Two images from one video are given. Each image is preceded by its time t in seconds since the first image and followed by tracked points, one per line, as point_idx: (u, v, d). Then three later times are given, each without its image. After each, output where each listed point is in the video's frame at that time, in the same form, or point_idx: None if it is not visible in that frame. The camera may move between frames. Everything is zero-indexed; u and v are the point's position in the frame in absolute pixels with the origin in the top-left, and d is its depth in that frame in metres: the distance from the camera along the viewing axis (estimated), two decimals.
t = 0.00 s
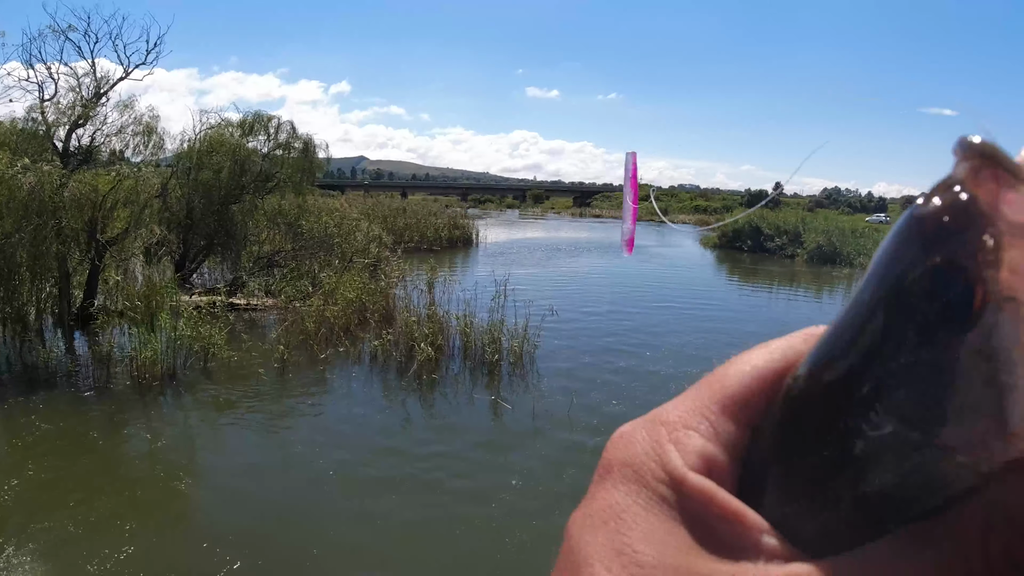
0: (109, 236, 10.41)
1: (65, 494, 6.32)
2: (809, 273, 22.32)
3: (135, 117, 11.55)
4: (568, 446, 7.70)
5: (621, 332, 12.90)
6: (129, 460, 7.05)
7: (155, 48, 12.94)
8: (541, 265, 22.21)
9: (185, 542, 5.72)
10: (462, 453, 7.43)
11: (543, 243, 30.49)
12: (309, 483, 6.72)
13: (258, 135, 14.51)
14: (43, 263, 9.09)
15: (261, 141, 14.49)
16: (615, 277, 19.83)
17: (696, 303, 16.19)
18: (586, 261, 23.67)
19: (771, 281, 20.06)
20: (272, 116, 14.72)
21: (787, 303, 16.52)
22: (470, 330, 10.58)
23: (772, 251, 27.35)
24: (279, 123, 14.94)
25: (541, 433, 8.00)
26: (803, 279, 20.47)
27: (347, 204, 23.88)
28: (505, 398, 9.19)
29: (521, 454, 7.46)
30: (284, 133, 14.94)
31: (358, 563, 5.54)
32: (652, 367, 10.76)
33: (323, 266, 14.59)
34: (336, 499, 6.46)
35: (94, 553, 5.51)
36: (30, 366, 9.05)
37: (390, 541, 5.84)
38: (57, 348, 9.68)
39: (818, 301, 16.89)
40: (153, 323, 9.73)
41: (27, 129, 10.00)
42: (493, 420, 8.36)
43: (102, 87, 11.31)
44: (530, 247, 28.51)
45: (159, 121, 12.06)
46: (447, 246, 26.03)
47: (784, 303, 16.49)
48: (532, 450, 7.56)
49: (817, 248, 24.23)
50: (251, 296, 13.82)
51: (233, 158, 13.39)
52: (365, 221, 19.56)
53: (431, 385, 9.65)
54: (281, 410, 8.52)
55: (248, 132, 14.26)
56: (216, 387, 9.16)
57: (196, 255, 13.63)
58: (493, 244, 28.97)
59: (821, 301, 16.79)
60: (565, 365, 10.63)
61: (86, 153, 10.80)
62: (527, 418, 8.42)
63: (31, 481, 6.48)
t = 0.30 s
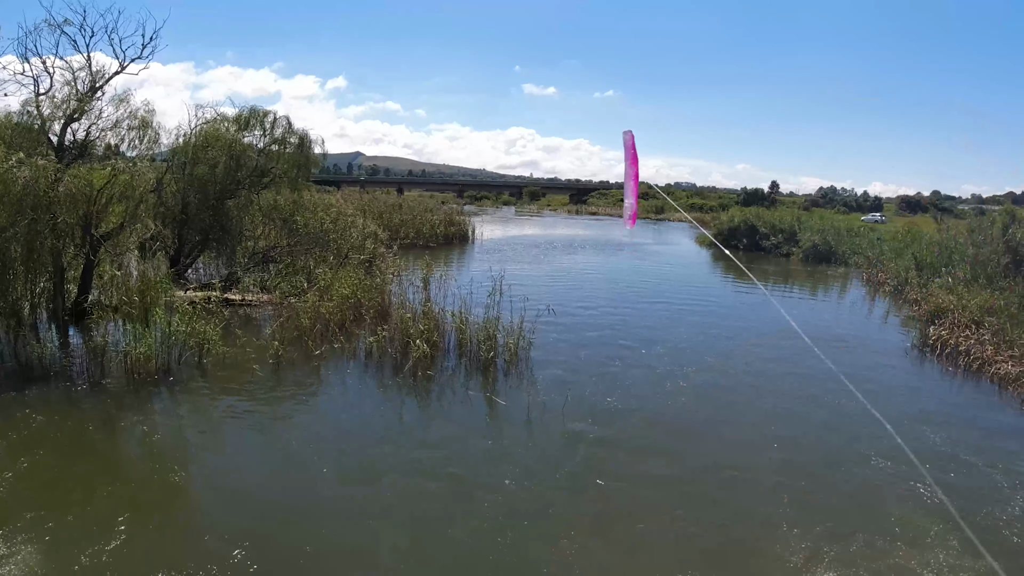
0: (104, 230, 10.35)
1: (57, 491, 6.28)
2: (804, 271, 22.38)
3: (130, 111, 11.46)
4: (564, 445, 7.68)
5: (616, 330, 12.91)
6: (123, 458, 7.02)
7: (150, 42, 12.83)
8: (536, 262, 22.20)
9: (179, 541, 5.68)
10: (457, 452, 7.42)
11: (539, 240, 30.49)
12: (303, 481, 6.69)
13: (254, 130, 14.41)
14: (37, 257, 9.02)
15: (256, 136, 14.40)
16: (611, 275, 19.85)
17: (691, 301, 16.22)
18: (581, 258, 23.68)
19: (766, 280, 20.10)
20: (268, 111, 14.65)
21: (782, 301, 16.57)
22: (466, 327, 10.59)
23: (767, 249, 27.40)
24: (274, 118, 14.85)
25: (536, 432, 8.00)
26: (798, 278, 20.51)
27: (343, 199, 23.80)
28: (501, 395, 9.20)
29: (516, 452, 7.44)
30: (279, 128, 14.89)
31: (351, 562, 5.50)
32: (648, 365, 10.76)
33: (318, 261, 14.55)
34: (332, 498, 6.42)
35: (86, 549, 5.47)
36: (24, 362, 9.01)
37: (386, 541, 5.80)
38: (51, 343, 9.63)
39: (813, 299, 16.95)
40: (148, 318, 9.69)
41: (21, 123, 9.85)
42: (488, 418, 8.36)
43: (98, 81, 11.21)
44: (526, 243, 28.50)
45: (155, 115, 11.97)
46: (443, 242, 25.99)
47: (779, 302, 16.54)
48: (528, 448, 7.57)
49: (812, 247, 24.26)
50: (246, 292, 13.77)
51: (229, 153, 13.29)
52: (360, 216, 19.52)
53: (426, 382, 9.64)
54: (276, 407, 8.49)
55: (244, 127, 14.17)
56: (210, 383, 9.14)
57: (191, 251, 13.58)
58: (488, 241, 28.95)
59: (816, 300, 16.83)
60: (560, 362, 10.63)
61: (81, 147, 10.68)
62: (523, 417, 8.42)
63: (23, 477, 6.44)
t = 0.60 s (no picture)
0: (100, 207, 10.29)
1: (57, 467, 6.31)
2: (801, 249, 22.40)
3: (125, 86, 11.30)
4: (562, 420, 7.75)
5: (613, 306, 12.97)
6: (122, 434, 7.05)
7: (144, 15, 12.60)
8: (534, 239, 22.17)
9: (178, 517, 5.71)
10: (456, 429, 7.46)
11: (536, 216, 30.41)
12: (303, 458, 6.72)
13: (249, 105, 14.25)
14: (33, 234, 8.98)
15: (252, 111, 14.26)
16: (609, 252, 19.84)
17: (688, 277, 16.26)
18: (579, 234, 23.67)
19: (764, 257, 20.12)
20: (263, 86, 14.48)
21: (779, 279, 16.62)
22: (463, 303, 10.66)
23: (765, 227, 27.39)
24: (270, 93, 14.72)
25: (533, 407, 8.09)
26: (795, 256, 20.54)
27: (340, 175, 23.69)
28: (498, 370, 9.29)
29: (513, 428, 7.53)
30: (275, 103, 14.73)
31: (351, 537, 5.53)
32: (645, 341, 10.85)
33: (316, 237, 14.52)
34: (333, 480, 6.36)
35: (84, 524, 5.51)
36: (23, 340, 9.04)
37: (388, 519, 5.78)
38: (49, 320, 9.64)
39: (809, 277, 17.00)
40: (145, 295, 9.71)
41: (15, 100, 9.71)
42: (486, 394, 8.42)
43: (92, 56, 11.02)
44: (523, 219, 28.44)
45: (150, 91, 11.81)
46: (441, 218, 25.89)
47: (776, 279, 16.59)
48: (526, 424, 7.64)
49: (810, 225, 24.23)
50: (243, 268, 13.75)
51: (225, 128, 13.14)
52: (357, 192, 19.44)
53: (424, 357, 9.70)
54: (275, 383, 8.53)
55: (240, 102, 13.99)
56: (209, 359, 9.17)
57: (188, 227, 13.47)
58: (486, 217, 28.89)
59: (813, 277, 16.88)
60: (558, 338, 10.69)
61: (75, 123, 10.57)
62: (520, 392, 8.50)
63: (22, 455, 6.47)
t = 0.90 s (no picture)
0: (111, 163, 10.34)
1: (77, 417, 6.55)
2: (816, 202, 22.08)
3: (130, 41, 11.17)
4: (573, 372, 7.90)
5: (625, 258, 12.98)
6: (142, 386, 7.27)
7: None
8: (545, 190, 22.00)
9: (198, 463, 5.92)
10: (467, 382, 7.58)
11: (547, 167, 30.10)
12: (318, 409, 6.92)
13: (256, 58, 14.02)
14: (44, 193, 9.09)
15: (259, 64, 14.00)
16: (621, 203, 19.68)
17: (700, 229, 16.16)
18: (590, 186, 23.45)
19: (777, 210, 19.87)
20: (270, 37, 14.19)
21: (792, 231, 16.47)
22: (475, 255, 10.73)
23: (779, 179, 26.95)
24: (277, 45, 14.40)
25: (543, 359, 8.22)
26: (809, 209, 20.26)
27: (349, 127, 23.49)
28: (509, 321, 9.43)
29: (523, 380, 7.67)
30: (282, 55, 14.46)
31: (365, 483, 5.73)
32: (656, 292, 10.90)
33: (326, 191, 14.51)
34: (347, 436, 6.46)
35: (107, 469, 5.75)
36: (40, 298, 9.27)
37: (402, 473, 5.89)
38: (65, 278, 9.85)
39: (823, 230, 16.83)
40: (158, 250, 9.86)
41: (21, 59, 9.76)
42: (497, 345, 8.57)
43: (96, 11, 10.85)
44: (533, 171, 28.16)
45: (156, 45, 11.66)
46: (451, 170, 25.66)
47: (789, 232, 16.44)
48: (538, 375, 7.80)
49: (825, 178, 23.81)
50: (255, 222, 13.83)
51: (232, 81, 13.00)
52: (367, 144, 19.29)
53: (436, 309, 9.84)
54: (290, 336, 8.70)
55: (246, 55, 13.76)
56: (224, 312, 9.35)
57: (199, 182, 13.47)
58: (496, 168, 28.65)
59: (827, 230, 16.71)
60: (569, 290, 10.77)
61: (82, 80, 10.54)
62: (531, 344, 8.63)
63: (44, 405, 6.71)
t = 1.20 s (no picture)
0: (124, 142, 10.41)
1: (94, 392, 6.74)
2: (831, 182, 21.76)
3: (142, 19, 11.15)
4: (583, 352, 7.91)
5: (638, 236, 12.92)
6: (157, 362, 7.45)
7: None
8: (558, 168, 21.86)
9: (210, 438, 6.09)
10: (477, 362, 7.60)
11: (559, 145, 29.85)
12: (329, 386, 7.01)
13: (268, 35, 13.94)
14: (58, 172, 9.18)
15: (270, 41, 13.94)
16: (634, 182, 19.53)
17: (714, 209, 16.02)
18: (603, 164, 23.27)
19: (792, 190, 19.61)
20: (281, 14, 14.07)
21: (807, 212, 16.27)
22: (488, 233, 10.73)
23: (795, 158, 26.56)
24: (289, 22, 14.31)
25: (553, 338, 8.25)
26: (825, 189, 19.98)
27: (361, 104, 23.43)
28: (520, 299, 9.45)
29: (533, 360, 7.70)
30: (293, 32, 14.35)
31: (374, 458, 5.86)
32: (669, 272, 10.87)
33: (339, 169, 14.52)
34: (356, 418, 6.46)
35: (122, 441, 5.95)
36: (55, 275, 9.42)
37: (409, 456, 5.89)
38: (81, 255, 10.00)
39: (838, 210, 16.61)
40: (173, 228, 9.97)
41: (33, 39, 9.84)
42: (508, 324, 8.61)
43: None
44: (545, 149, 27.95)
45: (167, 22, 11.64)
46: (463, 147, 25.54)
47: (804, 212, 16.24)
48: (549, 353, 7.85)
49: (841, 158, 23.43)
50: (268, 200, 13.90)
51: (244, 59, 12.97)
52: (379, 122, 19.23)
53: (448, 287, 9.90)
54: (302, 314, 8.79)
55: (258, 32, 13.69)
56: (238, 289, 9.48)
57: (212, 159, 13.53)
58: (508, 146, 28.48)
59: (842, 211, 16.50)
60: (580, 268, 10.77)
61: (95, 59, 10.59)
62: (542, 323, 8.66)
63: (62, 379, 6.92)
